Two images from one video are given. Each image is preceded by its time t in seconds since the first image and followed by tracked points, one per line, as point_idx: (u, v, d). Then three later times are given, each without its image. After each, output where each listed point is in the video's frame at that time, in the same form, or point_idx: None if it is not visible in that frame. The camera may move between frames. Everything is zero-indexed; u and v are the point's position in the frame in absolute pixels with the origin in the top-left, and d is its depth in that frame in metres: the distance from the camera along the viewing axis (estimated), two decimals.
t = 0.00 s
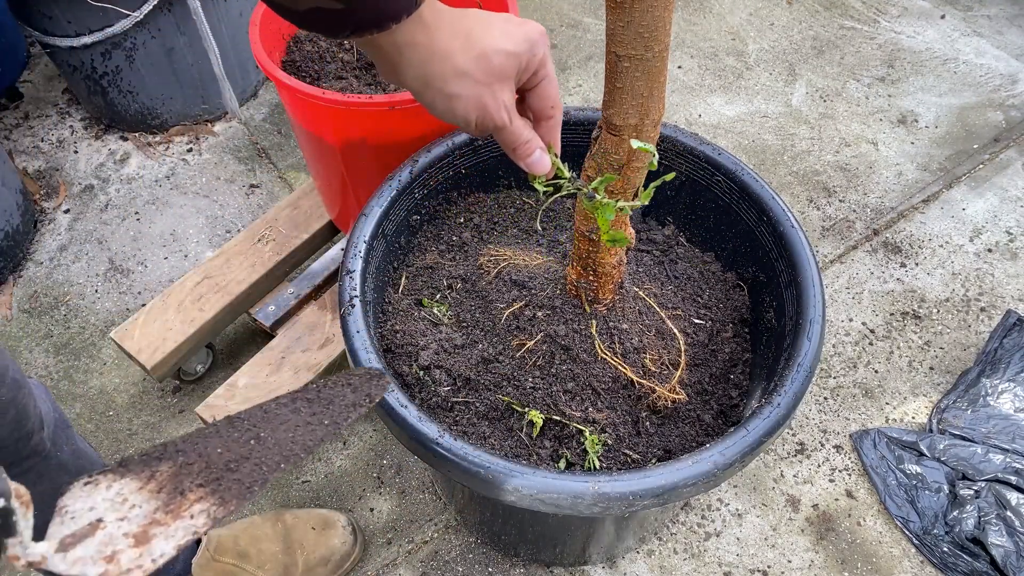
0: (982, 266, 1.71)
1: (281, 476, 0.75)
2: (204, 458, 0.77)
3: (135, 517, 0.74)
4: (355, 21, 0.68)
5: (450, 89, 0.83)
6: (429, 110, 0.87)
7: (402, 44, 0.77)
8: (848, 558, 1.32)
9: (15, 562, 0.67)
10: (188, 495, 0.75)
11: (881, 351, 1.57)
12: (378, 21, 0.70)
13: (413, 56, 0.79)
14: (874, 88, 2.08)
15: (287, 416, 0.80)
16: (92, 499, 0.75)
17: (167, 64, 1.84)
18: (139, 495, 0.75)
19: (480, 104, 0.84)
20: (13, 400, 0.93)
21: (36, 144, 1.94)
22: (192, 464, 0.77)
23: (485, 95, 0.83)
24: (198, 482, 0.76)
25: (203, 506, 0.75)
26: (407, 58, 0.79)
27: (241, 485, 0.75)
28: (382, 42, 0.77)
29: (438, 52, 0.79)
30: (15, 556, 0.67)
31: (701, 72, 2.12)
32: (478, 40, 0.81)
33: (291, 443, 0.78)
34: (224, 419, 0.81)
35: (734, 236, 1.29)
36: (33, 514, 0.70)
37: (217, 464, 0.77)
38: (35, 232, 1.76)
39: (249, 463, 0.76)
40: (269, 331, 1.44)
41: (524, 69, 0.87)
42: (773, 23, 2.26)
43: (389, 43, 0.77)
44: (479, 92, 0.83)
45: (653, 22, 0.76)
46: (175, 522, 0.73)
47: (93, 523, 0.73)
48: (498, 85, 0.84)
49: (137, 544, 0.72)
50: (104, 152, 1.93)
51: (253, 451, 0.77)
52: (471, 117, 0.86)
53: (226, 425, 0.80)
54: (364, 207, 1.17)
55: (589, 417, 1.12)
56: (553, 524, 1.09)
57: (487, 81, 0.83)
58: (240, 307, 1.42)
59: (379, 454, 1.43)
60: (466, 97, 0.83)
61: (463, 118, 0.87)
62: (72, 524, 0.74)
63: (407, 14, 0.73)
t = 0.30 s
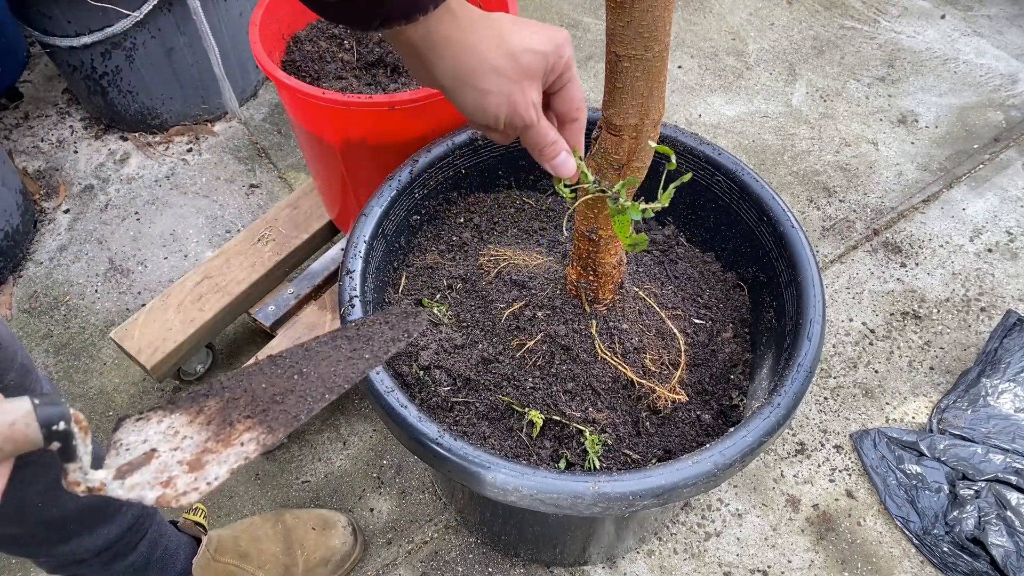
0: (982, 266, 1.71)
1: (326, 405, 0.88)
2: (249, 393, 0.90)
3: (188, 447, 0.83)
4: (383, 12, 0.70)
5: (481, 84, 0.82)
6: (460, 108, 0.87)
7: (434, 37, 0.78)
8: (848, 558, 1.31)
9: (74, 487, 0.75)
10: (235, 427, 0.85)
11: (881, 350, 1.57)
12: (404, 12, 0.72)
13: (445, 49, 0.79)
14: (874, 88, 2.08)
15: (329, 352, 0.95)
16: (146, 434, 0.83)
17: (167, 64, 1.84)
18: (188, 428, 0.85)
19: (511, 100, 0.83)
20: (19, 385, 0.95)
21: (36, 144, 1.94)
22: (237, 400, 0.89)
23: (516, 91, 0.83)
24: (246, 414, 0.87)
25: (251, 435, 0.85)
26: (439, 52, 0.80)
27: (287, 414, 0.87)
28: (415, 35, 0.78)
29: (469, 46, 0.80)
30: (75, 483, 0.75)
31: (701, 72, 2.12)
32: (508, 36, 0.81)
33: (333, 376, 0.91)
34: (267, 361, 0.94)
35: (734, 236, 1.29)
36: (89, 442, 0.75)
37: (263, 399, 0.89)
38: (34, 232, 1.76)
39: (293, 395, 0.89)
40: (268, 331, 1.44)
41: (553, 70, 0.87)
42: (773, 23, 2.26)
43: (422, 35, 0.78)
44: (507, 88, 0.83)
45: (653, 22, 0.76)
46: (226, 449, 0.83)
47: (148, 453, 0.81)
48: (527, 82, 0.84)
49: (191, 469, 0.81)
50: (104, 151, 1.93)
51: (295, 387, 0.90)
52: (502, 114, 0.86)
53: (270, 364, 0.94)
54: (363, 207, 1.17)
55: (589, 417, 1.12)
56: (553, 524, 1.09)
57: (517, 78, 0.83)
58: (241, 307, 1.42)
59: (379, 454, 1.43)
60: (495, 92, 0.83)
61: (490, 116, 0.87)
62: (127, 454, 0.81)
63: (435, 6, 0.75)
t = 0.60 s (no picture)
0: (982, 265, 1.71)
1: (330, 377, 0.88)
2: (252, 367, 0.89)
3: (190, 420, 0.82)
4: (396, 18, 0.66)
5: (509, 94, 0.77)
6: (488, 123, 0.82)
7: (457, 45, 0.73)
8: (848, 558, 1.31)
9: (77, 459, 0.73)
10: (238, 401, 0.85)
11: (881, 350, 1.57)
12: (419, 18, 0.67)
13: (469, 58, 0.74)
14: (874, 88, 2.08)
15: (332, 328, 0.95)
16: (148, 408, 0.83)
17: (167, 64, 1.84)
18: (191, 402, 0.84)
19: (541, 112, 0.77)
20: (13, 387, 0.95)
21: (36, 144, 1.94)
22: (240, 373, 0.88)
23: (547, 102, 0.77)
24: (249, 387, 0.87)
25: (254, 409, 0.85)
26: (464, 63, 0.75)
27: (290, 388, 0.87)
28: (436, 43, 0.73)
29: (495, 55, 0.75)
30: (78, 454, 0.73)
31: (701, 72, 2.12)
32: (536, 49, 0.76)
33: (336, 351, 0.92)
34: (271, 336, 0.94)
35: (734, 237, 1.29)
36: (91, 413, 0.73)
37: (266, 372, 0.88)
38: (34, 232, 1.76)
39: (297, 369, 0.89)
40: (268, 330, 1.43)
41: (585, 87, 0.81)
42: (773, 23, 2.26)
43: (443, 44, 0.73)
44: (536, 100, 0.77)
45: (653, 22, 0.76)
46: (229, 422, 0.82)
47: (151, 426, 0.81)
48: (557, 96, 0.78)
49: (194, 442, 0.80)
50: (104, 151, 1.93)
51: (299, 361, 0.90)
52: (532, 128, 0.79)
53: (273, 340, 0.93)
54: (363, 207, 1.17)
55: (589, 417, 1.12)
56: (553, 524, 1.09)
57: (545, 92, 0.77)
58: (241, 306, 1.42)
59: (379, 454, 1.43)
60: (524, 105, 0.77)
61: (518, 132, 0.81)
62: (129, 427, 0.80)
63: (453, 13, 0.70)
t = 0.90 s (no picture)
0: (982, 265, 1.71)
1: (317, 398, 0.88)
2: (239, 386, 0.89)
3: (175, 440, 0.82)
4: (391, 37, 0.66)
5: (516, 110, 0.76)
6: (495, 141, 0.80)
7: (463, 64, 0.72)
8: (848, 558, 1.31)
9: (59, 480, 0.72)
10: (223, 421, 0.85)
11: (881, 350, 1.57)
12: (417, 36, 0.67)
13: (475, 77, 0.73)
14: (874, 88, 2.07)
15: (320, 347, 0.94)
16: (133, 426, 0.82)
17: (167, 64, 1.84)
18: (176, 420, 0.84)
19: (550, 125, 0.76)
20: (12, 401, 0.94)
21: (36, 144, 1.94)
22: (226, 392, 0.88)
23: (554, 116, 0.76)
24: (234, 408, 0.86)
25: (239, 428, 0.85)
26: (470, 81, 0.74)
27: (276, 408, 0.86)
28: (440, 62, 0.72)
29: (501, 71, 0.74)
30: (61, 474, 0.72)
31: (701, 72, 2.12)
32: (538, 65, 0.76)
33: (324, 370, 0.91)
34: (257, 355, 0.93)
35: (734, 237, 1.29)
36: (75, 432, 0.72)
37: (252, 392, 0.88)
38: (34, 232, 1.76)
39: (283, 389, 0.89)
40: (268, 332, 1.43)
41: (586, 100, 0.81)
42: (773, 23, 2.26)
43: (448, 63, 0.72)
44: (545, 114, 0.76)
45: (653, 22, 0.76)
46: (214, 442, 0.83)
47: (135, 444, 0.80)
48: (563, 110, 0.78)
49: (178, 462, 0.80)
50: (104, 152, 1.93)
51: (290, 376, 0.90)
52: (540, 143, 0.78)
53: (259, 357, 0.93)
54: (363, 207, 1.17)
55: (589, 417, 1.12)
56: (553, 524, 1.08)
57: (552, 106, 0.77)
58: (240, 306, 1.42)
59: (379, 455, 1.43)
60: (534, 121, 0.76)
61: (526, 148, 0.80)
62: (114, 446, 0.80)
63: (456, 29, 0.70)
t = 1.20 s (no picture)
0: (982, 265, 1.71)
1: (300, 437, 0.85)
2: (222, 422, 0.87)
3: (154, 478, 0.81)
4: (443, 46, 0.65)
5: (573, 119, 0.72)
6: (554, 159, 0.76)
7: (528, 71, 0.71)
8: (848, 558, 1.31)
9: (32, 519, 0.73)
10: (204, 458, 0.83)
11: (881, 350, 1.57)
12: (470, 44, 0.66)
13: (538, 84, 0.71)
14: (874, 88, 2.08)
15: (306, 382, 0.90)
16: (112, 461, 0.83)
17: (167, 64, 1.84)
18: (156, 457, 0.83)
19: (607, 141, 0.72)
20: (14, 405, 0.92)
21: (36, 144, 1.94)
22: (209, 428, 0.87)
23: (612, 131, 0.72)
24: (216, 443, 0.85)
25: (220, 466, 0.83)
26: (531, 89, 0.72)
27: (259, 446, 0.84)
28: (501, 67, 0.71)
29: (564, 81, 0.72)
30: (33, 513, 0.73)
31: (701, 72, 2.12)
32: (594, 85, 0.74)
33: (308, 408, 0.87)
34: (243, 389, 0.91)
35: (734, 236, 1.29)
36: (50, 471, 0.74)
37: (236, 429, 0.86)
38: (34, 232, 1.76)
39: (267, 426, 0.86)
40: (269, 332, 1.43)
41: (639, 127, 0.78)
42: (773, 23, 2.26)
43: (510, 66, 0.70)
44: (604, 129, 0.73)
45: (653, 22, 0.76)
46: (193, 481, 0.81)
47: (113, 482, 0.81)
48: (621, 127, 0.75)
49: (156, 501, 0.79)
50: (104, 152, 1.93)
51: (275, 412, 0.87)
52: (596, 156, 0.73)
53: (245, 393, 0.91)
54: (363, 207, 1.17)
55: (589, 417, 1.12)
56: (553, 524, 1.09)
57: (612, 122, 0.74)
58: (240, 306, 1.42)
59: (379, 455, 1.43)
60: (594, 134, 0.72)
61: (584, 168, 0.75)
62: (92, 483, 0.80)
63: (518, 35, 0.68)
